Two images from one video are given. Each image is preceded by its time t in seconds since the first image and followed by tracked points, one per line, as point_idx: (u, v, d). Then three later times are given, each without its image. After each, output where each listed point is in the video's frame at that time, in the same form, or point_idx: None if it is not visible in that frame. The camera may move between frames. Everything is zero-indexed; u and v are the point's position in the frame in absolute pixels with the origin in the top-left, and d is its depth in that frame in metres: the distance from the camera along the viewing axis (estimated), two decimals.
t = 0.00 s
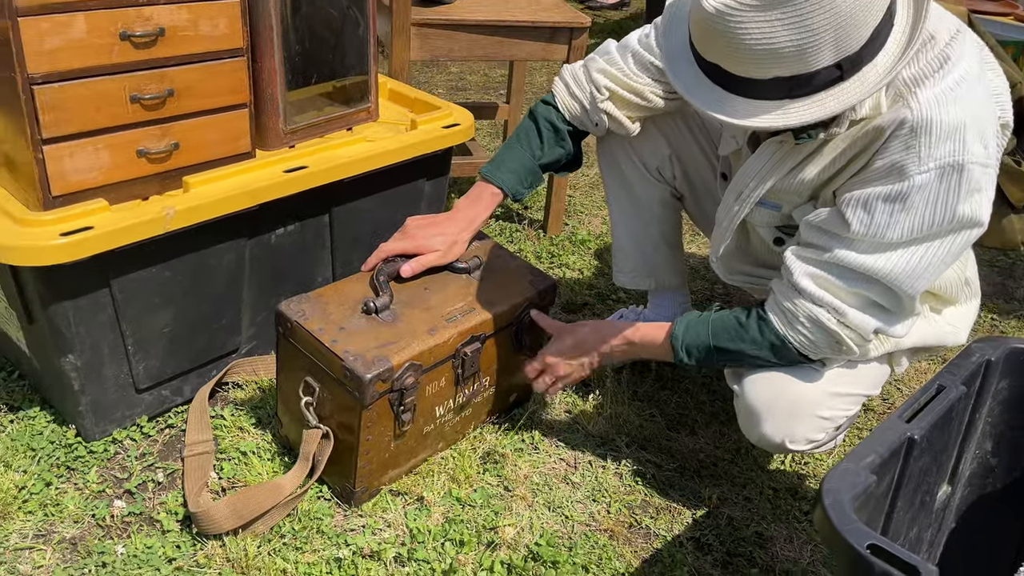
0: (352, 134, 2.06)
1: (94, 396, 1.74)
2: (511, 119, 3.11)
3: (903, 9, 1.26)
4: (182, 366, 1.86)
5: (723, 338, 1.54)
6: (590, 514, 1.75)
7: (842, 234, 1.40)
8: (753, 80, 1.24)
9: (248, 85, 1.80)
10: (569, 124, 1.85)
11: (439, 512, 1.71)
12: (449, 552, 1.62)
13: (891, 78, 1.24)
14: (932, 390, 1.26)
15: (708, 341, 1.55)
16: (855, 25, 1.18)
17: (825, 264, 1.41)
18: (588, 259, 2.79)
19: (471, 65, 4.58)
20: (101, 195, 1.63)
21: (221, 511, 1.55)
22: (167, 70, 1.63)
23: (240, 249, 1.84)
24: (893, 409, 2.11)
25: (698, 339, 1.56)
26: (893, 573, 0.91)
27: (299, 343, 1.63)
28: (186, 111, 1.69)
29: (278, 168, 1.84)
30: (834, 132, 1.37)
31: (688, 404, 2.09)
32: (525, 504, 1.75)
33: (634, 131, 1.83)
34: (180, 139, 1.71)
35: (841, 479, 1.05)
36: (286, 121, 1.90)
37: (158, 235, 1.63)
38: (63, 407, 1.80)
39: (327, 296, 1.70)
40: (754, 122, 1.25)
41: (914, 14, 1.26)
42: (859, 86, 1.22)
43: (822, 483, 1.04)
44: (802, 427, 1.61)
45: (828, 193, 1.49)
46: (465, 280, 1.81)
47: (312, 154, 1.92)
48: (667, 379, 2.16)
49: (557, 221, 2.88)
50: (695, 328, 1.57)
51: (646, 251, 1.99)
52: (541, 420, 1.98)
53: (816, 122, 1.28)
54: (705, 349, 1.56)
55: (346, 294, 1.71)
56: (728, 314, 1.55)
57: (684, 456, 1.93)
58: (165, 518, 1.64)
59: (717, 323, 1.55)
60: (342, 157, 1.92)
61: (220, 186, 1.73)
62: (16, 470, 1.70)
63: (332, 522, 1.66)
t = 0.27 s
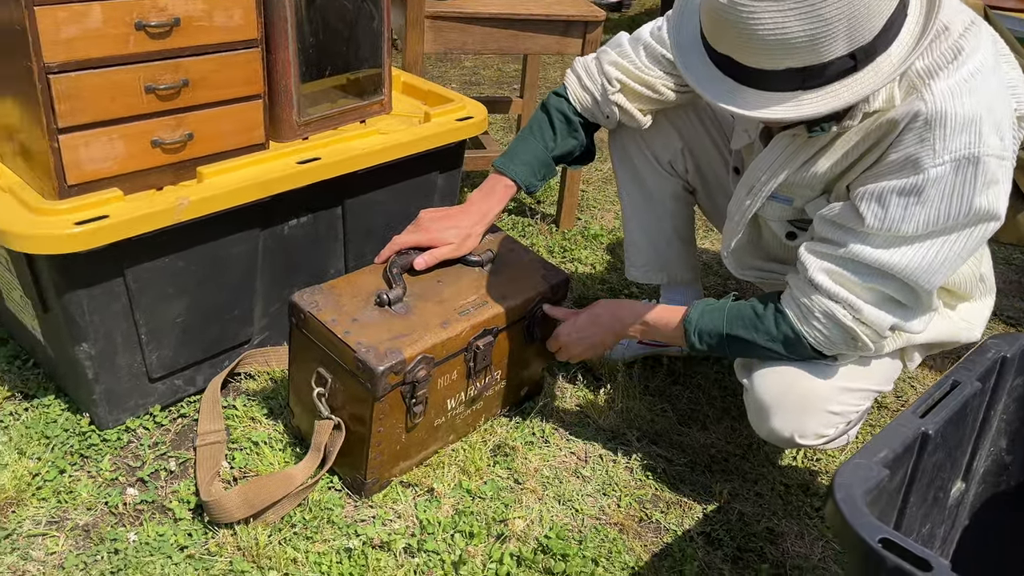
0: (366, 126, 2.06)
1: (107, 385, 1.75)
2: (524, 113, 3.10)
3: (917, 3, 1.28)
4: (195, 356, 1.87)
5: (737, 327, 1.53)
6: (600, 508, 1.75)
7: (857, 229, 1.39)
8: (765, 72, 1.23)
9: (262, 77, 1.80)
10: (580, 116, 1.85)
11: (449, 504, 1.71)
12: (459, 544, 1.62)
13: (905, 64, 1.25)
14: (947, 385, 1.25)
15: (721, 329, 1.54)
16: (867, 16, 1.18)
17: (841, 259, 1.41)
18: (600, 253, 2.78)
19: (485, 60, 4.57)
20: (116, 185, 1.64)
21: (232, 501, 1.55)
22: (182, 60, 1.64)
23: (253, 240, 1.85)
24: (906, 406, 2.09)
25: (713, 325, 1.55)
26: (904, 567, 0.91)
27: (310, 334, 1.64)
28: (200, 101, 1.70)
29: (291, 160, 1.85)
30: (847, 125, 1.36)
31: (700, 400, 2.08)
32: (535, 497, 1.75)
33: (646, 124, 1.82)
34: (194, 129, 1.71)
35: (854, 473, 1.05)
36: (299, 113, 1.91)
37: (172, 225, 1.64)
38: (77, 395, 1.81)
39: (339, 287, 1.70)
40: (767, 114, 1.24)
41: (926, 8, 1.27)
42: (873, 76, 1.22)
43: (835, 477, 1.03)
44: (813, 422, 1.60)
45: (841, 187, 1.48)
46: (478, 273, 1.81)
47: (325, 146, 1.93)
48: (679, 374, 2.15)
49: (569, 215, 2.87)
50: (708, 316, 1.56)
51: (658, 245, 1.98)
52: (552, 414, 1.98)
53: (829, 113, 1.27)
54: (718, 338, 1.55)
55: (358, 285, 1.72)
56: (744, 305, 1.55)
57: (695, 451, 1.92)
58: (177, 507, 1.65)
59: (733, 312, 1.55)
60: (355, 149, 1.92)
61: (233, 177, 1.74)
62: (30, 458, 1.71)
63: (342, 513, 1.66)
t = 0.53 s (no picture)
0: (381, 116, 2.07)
1: (124, 369, 1.77)
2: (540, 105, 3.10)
3: None
4: (210, 342, 1.89)
5: (747, 327, 1.53)
6: (610, 498, 1.75)
7: (867, 219, 1.38)
8: (784, 63, 1.22)
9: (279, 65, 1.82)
10: (592, 106, 1.85)
11: (461, 491, 1.72)
12: (470, 530, 1.63)
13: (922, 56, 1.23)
14: (960, 377, 1.25)
15: (731, 331, 1.53)
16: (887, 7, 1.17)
17: (850, 249, 1.40)
18: (614, 245, 2.78)
19: (502, 52, 4.57)
20: (135, 171, 1.66)
21: (246, 485, 1.57)
22: (200, 48, 1.65)
23: (269, 228, 1.86)
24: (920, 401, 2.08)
25: (722, 329, 1.54)
26: (913, 556, 0.91)
27: (324, 321, 1.65)
28: (218, 89, 1.72)
29: (307, 148, 1.86)
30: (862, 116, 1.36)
31: (712, 392, 2.08)
32: (546, 486, 1.76)
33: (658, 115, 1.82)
34: (211, 117, 1.73)
35: (864, 463, 1.04)
36: (316, 102, 1.92)
37: (189, 212, 1.65)
38: (95, 379, 1.84)
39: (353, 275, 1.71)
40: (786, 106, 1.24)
41: None
42: (893, 67, 1.21)
43: (845, 467, 1.03)
44: (825, 413, 1.60)
45: (852, 177, 1.47)
46: (492, 262, 1.82)
47: (341, 135, 1.94)
48: (692, 366, 2.15)
49: (584, 208, 2.87)
50: (718, 318, 1.55)
51: (671, 237, 1.98)
52: (564, 404, 1.98)
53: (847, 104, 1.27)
54: (729, 340, 1.54)
55: (373, 273, 1.73)
56: (750, 302, 1.54)
57: (707, 443, 1.92)
58: (192, 490, 1.67)
59: (739, 312, 1.54)
60: (370, 138, 1.93)
61: (250, 165, 1.75)
62: (49, 440, 1.74)
63: (354, 499, 1.68)
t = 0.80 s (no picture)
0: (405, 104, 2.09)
1: (152, 349, 1.81)
2: (562, 95, 3.11)
3: None
4: (235, 324, 1.93)
5: (757, 319, 1.54)
6: (626, 484, 1.77)
7: (883, 209, 1.38)
8: (808, 52, 1.23)
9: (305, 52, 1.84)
10: (613, 94, 1.86)
11: (478, 474, 1.75)
12: (486, 512, 1.65)
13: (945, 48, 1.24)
14: (977, 366, 1.25)
15: (742, 324, 1.55)
16: None
17: (864, 238, 1.40)
18: (634, 236, 2.79)
19: (525, 43, 4.57)
20: (163, 155, 1.70)
21: (269, 463, 1.61)
22: (228, 35, 1.68)
23: (293, 213, 1.89)
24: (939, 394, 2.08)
25: (733, 322, 1.56)
26: (923, 539, 0.91)
27: (347, 305, 1.68)
28: (245, 75, 1.75)
29: (331, 134, 1.88)
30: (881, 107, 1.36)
31: (729, 381, 2.08)
32: (562, 470, 1.78)
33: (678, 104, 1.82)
34: (238, 103, 1.76)
35: (877, 449, 1.05)
36: (340, 90, 1.95)
37: (216, 195, 1.68)
38: (123, 358, 1.88)
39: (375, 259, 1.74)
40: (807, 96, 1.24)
41: None
42: (917, 58, 1.22)
43: (858, 452, 1.04)
44: (842, 402, 1.61)
45: (869, 167, 1.47)
46: (512, 249, 1.83)
47: (364, 122, 1.96)
48: (710, 356, 2.16)
49: (604, 198, 2.88)
50: (728, 313, 1.57)
51: (689, 227, 1.99)
52: (581, 391, 2.00)
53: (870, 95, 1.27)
54: (742, 333, 1.56)
55: (394, 258, 1.75)
56: (759, 294, 1.55)
57: (723, 432, 1.93)
58: (216, 468, 1.71)
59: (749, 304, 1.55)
60: (394, 125, 1.95)
61: (275, 150, 1.78)
62: (78, 417, 1.79)
63: (374, 479, 1.71)
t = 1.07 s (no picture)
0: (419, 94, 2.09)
1: (164, 335, 1.83)
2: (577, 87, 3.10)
3: None
4: (246, 312, 1.94)
5: (756, 312, 1.54)
6: (632, 476, 1.77)
7: (878, 206, 1.38)
8: (815, 50, 1.22)
9: (318, 42, 1.85)
10: (627, 86, 1.86)
11: (485, 464, 1.76)
12: (492, 502, 1.66)
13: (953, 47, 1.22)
14: (985, 364, 1.24)
15: (742, 318, 1.56)
16: None
17: (860, 233, 1.40)
18: (647, 229, 2.79)
19: (543, 34, 4.56)
20: (176, 143, 1.71)
21: (277, 450, 1.62)
22: (241, 24, 1.69)
23: (305, 202, 1.90)
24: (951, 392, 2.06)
25: (733, 317, 1.57)
26: (925, 536, 0.91)
27: (356, 294, 1.69)
28: (258, 65, 1.76)
29: (344, 124, 1.89)
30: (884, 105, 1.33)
31: (740, 376, 2.08)
32: (569, 462, 1.78)
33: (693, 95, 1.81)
34: (251, 92, 1.77)
35: (881, 446, 1.05)
36: (354, 80, 1.95)
37: (228, 183, 1.70)
38: (136, 344, 1.90)
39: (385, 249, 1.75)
40: (813, 94, 1.23)
41: None
42: (925, 57, 1.21)
43: (861, 448, 1.03)
44: (848, 400, 1.60)
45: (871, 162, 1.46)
46: (521, 241, 1.84)
47: (377, 112, 1.96)
48: (720, 351, 2.15)
49: (618, 191, 2.88)
50: (729, 309, 1.58)
51: (702, 220, 1.98)
52: (590, 383, 2.01)
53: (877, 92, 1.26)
54: (742, 327, 1.56)
55: (404, 249, 1.76)
56: (759, 290, 1.56)
57: (732, 426, 1.93)
58: (226, 453, 1.72)
59: (749, 299, 1.56)
60: (407, 116, 1.96)
61: (288, 139, 1.79)
62: (91, 401, 1.81)
63: (381, 467, 1.72)
